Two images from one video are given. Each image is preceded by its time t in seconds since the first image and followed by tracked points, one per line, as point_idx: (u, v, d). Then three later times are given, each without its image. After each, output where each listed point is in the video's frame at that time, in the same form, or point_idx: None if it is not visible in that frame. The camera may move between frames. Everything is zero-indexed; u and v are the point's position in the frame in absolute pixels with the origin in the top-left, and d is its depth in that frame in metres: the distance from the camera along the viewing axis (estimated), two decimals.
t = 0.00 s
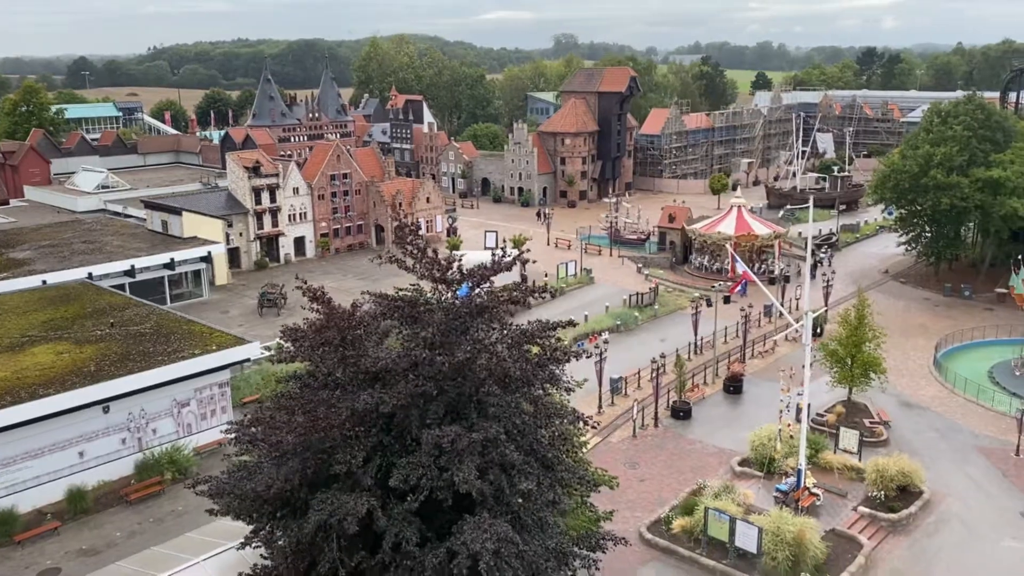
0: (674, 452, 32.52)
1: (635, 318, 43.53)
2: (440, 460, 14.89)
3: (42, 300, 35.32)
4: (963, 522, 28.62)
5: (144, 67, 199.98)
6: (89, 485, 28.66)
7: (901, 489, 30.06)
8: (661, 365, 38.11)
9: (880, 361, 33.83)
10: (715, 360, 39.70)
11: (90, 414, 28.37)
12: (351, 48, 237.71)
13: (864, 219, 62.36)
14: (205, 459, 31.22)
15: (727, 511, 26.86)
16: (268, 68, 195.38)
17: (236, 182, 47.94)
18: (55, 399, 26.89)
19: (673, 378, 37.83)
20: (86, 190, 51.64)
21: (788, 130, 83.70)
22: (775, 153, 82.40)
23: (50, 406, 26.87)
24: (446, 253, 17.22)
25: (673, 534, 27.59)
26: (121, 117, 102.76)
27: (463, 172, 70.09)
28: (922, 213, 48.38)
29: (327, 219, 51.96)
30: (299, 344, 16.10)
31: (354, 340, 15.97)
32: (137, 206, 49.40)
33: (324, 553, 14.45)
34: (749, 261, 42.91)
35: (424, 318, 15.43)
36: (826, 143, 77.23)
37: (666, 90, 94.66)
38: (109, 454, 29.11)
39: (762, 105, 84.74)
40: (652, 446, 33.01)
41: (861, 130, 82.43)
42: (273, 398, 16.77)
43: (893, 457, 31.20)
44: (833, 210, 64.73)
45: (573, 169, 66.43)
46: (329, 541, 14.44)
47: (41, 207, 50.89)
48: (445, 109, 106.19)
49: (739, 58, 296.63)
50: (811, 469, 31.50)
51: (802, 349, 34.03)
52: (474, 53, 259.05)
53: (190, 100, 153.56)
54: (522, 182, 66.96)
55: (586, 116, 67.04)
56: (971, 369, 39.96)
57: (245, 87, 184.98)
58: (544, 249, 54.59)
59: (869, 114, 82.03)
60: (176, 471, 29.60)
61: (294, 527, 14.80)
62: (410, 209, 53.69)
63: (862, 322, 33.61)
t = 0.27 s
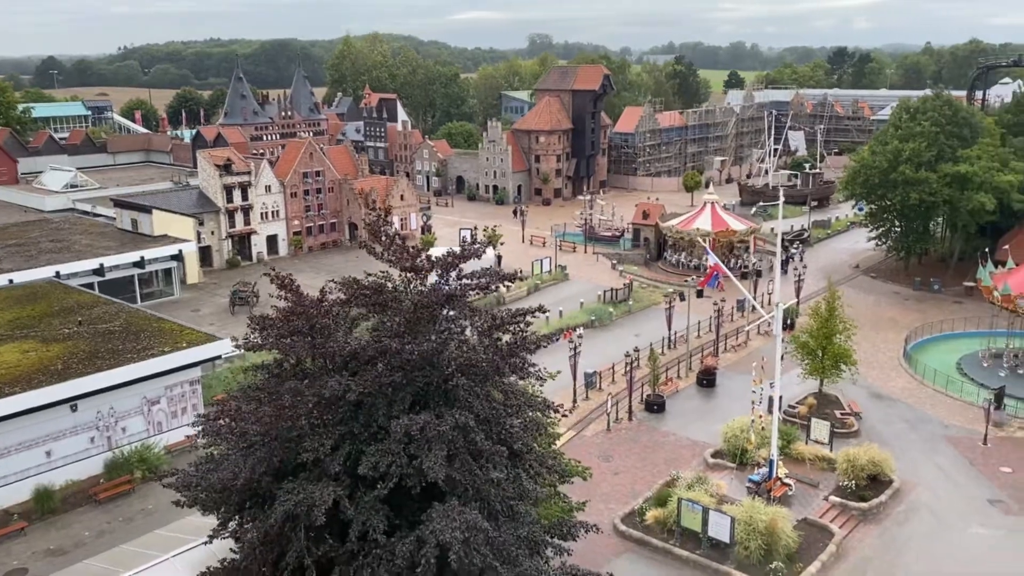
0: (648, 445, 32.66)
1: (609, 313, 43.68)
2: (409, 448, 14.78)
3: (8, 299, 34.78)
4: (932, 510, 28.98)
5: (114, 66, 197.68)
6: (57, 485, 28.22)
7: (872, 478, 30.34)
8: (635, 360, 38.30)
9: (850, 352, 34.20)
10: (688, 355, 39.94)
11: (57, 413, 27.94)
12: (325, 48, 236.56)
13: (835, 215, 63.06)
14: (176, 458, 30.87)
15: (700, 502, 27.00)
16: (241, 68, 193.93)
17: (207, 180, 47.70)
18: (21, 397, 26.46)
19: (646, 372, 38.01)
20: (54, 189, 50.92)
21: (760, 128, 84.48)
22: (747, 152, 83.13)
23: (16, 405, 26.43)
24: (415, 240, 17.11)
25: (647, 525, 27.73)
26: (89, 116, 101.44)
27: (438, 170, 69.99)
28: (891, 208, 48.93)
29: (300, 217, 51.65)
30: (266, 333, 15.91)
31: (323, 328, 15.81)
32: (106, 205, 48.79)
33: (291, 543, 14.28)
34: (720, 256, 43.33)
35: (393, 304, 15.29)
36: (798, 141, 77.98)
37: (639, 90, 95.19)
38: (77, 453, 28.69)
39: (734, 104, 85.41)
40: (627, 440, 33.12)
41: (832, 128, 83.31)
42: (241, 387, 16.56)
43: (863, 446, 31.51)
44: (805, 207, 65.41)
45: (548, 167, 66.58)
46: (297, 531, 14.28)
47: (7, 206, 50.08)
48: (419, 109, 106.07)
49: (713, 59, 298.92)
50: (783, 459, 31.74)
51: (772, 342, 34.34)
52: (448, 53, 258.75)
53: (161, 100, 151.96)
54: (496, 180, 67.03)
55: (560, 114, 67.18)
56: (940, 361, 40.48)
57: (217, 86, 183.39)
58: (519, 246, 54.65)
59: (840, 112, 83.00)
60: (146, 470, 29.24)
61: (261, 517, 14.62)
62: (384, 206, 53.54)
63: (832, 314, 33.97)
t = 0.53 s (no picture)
0: (622, 439, 32.78)
1: (584, 309, 43.83)
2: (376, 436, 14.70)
3: None
4: (902, 498, 29.31)
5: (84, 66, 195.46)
6: (25, 485, 27.78)
7: (843, 468, 30.59)
8: (609, 354, 38.46)
9: (821, 344, 34.55)
10: (662, 349, 40.16)
11: (24, 412, 27.52)
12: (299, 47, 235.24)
13: (807, 211, 63.70)
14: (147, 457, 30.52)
15: (673, 492, 27.13)
16: (214, 67, 192.34)
17: (178, 178, 47.57)
18: None
19: (621, 367, 38.18)
20: (21, 189, 50.24)
21: (733, 126, 85.14)
22: (720, 150, 83.77)
23: None
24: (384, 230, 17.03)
25: (620, 517, 27.84)
26: (59, 116, 100.25)
27: (413, 169, 69.91)
28: (861, 203, 49.45)
29: (273, 216, 51.34)
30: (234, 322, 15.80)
31: (290, 318, 15.71)
32: (75, 204, 48.22)
33: (258, 534, 14.21)
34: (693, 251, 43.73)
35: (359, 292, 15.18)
36: (770, 138, 78.65)
37: (613, 88, 95.69)
38: (45, 453, 28.27)
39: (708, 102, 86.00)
40: (601, 433, 33.22)
41: (803, 126, 84.09)
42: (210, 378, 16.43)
43: (835, 437, 31.80)
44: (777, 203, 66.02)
45: (523, 165, 66.73)
46: (264, 521, 14.20)
47: None
48: (393, 107, 105.95)
49: (687, 58, 300.88)
50: (756, 451, 31.97)
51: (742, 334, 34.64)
52: (424, 53, 258.43)
53: (132, 99, 150.49)
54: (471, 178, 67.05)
55: (534, 112, 67.24)
56: (910, 353, 40.95)
57: (189, 86, 181.89)
58: (495, 244, 54.70)
59: (812, 111, 83.76)
60: (115, 469, 28.88)
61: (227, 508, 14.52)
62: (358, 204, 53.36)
63: (803, 306, 34.30)
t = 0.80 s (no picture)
0: (597, 433, 32.83)
1: (559, 305, 43.84)
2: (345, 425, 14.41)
3: None
4: (873, 488, 29.56)
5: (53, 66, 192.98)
6: None
7: (815, 458, 30.81)
8: (583, 349, 38.54)
9: (793, 337, 34.85)
10: (637, 344, 40.28)
11: None
12: (272, 46, 233.71)
13: (779, 207, 64.26)
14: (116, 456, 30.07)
15: (647, 484, 27.20)
16: (186, 66, 190.61)
17: (147, 176, 47.23)
18: None
19: (595, 361, 38.23)
20: None
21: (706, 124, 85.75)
22: (694, 148, 84.33)
23: None
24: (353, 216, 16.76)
25: (595, 509, 27.88)
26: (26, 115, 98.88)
27: (387, 167, 69.74)
28: (833, 199, 49.93)
29: (244, 213, 51.05)
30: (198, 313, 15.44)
31: (256, 307, 15.39)
32: (42, 202, 47.55)
33: (224, 525, 13.91)
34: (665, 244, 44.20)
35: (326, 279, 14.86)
36: (743, 137, 79.27)
37: (588, 87, 96.05)
38: (11, 452, 27.73)
39: (681, 100, 86.50)
40: (576, 427, 33.25)
41: (776, 124, 84.84)
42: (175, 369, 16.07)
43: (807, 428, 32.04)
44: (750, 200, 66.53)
45: (497, 162, 66.81)
46: (230, 513, 13.87)
47: None
48: (367, 106, 105.67)
49: (662, 58, 302.59)
50: (729, 443, 32.13)
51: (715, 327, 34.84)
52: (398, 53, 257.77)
53: (101, 98, 148.79)
54: (446, 176, 66.99)
55: (508, 110, 67.26)
56: (881, 346, 41.37)
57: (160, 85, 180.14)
58: (470, 241, 54.65)
59: (784, 109, 84.69)
60: (83, 468, 28.42)
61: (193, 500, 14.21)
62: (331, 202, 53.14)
63: (775, 299, 34.56)
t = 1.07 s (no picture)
0: (571, 426, 32.89)
1: (533, 301, 43.87)
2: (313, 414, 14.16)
3: None
4: (844, 478, 29.85)
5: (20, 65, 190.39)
6: None
7: (787, 449, 31.02)
8: (558, 343, 38.62)
9: (764, 329, 35.17)
10: (611, 339, 40.39)
11: None
12: (244, 46, 232.47)
13: (752, 204, 64.77)
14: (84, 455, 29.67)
15: (620, 475, 27.30)
16: (157, 65, 188.81)
17: (117, 174, 46.79)
18: None
19: (570, 357, 38.28)
20: None
21: (680, 122, 86.28)
22: (668, 146, 84.88)
23: None
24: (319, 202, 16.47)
25: (569, 501, 27.93)
26: None
27: (361, 165, 69.55)
28: (804, 194, 50.41)
29: (216, 212, 50.96)
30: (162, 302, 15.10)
31: (222, 295, 15.11)
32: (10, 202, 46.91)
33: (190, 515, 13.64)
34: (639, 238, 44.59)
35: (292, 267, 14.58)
36: (716, 135, 79.93)
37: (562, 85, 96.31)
38: None
39: (655, 99, 87.03)
40: (551, 421, 33.30)
41: (748, 122, 85.61)
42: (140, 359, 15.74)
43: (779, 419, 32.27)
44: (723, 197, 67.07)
45: (472, 160, 66.94)
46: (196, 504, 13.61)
47: None
48: (341, 105, 105.35)
49: (636, 57, 304.23)
50: (702, 434, 32.31)
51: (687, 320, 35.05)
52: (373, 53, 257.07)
53: (70, 97, 147.02)
54: (420, 174, 66.91)
55: (482, 107, 67.29)
56: (852, 338, 41.80)
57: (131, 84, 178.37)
58: (444, 238, 54.59)
59: (756, 107, 85.43)
60: (50, 468, 27.99)
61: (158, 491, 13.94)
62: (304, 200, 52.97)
63: (747, 292, 34.86)
